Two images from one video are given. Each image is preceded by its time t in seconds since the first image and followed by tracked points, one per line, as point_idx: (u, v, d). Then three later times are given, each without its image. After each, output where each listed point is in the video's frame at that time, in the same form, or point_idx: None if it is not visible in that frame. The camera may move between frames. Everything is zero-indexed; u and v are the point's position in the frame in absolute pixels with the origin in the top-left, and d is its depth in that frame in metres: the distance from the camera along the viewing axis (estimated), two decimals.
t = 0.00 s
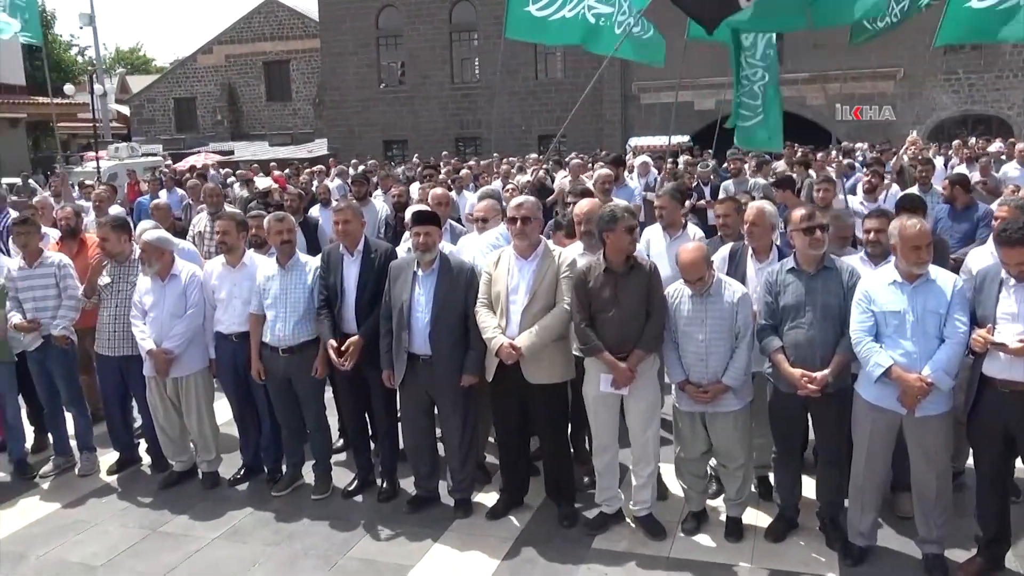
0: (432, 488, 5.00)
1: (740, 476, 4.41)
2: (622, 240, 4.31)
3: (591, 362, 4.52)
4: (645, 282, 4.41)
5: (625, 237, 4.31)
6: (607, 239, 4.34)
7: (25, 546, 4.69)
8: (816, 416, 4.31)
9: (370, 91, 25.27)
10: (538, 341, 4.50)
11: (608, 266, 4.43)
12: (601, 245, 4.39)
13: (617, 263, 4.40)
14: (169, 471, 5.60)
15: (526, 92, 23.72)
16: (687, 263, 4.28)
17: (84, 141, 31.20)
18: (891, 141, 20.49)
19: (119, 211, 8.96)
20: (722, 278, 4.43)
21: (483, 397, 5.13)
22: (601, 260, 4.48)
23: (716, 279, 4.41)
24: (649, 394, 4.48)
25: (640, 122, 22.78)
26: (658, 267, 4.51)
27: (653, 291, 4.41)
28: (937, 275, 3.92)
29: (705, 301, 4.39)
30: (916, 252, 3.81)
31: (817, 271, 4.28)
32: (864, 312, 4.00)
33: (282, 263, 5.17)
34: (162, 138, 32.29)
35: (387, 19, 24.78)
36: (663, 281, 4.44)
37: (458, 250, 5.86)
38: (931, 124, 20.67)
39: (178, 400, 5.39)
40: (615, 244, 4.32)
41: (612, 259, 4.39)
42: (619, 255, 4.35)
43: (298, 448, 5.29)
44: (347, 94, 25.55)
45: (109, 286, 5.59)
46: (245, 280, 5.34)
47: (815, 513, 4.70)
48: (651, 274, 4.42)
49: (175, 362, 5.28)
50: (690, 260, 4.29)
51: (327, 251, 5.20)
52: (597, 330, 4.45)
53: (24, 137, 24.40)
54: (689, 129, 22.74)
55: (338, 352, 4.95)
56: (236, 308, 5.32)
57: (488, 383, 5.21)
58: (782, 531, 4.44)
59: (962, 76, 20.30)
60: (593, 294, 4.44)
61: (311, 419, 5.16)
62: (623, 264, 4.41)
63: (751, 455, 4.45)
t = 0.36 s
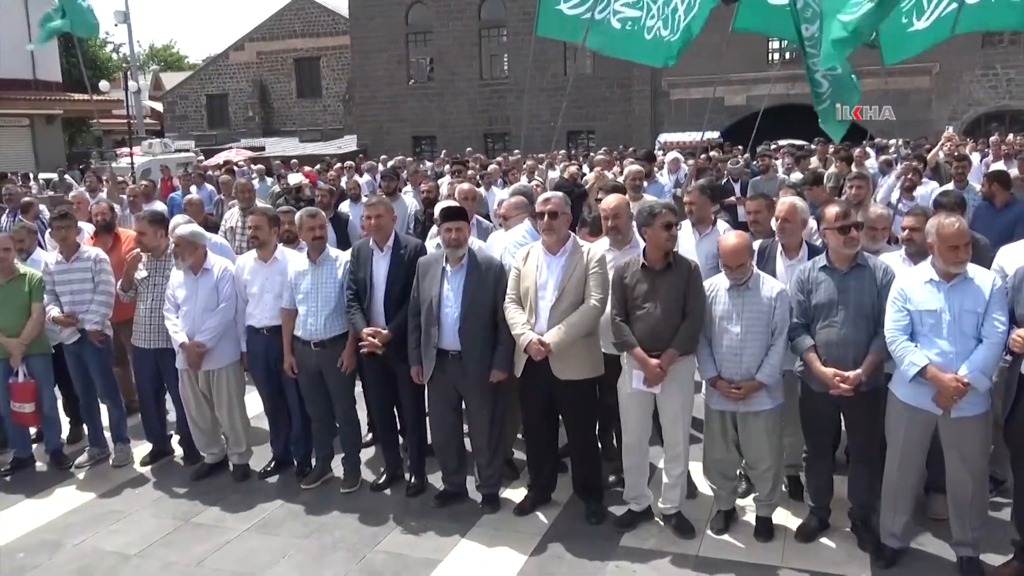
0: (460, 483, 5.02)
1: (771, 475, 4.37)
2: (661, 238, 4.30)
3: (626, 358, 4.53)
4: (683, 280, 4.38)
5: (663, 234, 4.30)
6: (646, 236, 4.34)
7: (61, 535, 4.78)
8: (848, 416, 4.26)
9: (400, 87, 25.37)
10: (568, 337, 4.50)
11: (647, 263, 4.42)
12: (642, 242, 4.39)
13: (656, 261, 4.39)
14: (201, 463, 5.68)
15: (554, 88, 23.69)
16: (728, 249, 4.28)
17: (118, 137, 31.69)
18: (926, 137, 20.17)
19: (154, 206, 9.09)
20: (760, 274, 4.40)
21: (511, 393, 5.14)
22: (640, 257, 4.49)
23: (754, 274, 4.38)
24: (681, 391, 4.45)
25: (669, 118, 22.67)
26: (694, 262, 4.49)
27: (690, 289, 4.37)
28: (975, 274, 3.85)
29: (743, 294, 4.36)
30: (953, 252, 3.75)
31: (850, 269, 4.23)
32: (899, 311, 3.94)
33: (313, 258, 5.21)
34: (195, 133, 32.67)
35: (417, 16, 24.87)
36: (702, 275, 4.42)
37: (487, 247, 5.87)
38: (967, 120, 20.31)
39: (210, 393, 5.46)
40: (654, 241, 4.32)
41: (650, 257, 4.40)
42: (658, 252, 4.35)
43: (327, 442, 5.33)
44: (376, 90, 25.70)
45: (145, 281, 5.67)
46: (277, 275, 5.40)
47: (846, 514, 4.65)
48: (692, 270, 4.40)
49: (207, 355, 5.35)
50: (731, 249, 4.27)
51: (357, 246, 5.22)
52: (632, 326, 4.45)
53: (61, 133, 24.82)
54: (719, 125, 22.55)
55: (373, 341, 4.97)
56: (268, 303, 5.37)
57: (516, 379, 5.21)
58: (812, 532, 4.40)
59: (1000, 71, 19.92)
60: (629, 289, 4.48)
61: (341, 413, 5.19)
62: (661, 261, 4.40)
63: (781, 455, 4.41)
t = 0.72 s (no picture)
0: (488, 477, 5.02)
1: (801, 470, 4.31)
2: (694, 233, 4.26)
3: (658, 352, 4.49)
4: (716, 274, 4.32)
5: (696, 229, 4.25)
6: (681, 232, 4.31)
7: (96, 525, 4.86)
8: (881, 411, 4.19)
9: (427, 81, 25.43)
10: (596, 331, 4.47)
11: (682, 258, 4.39)
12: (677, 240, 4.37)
13: (691, 257, 4.36)
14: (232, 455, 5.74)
15: (582, 81, 23.60)
16: (763, 239, 4.22)
17: (151, 133, 32.16)
18: (962, 127, 19.79)
19: (185, 201, 9.19)
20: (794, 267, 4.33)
21: (538, 387, 5.13)
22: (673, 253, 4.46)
23: (788, 266, 4.31)
24: (712, 386, 4.40)
25: (698, 110, 22.49)
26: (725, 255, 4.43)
27: (724, 284, 4.30)
28: (1013, 267, 3.77)
29: (775, 286, 4.30)
30: (991, 244, 3.67)
31: (883, 262, 4.15)
32: (935, 304, 3.86)
33: (342, 252, 5.24)
34: (225, 129, 33.00)
35: (444, 10, 24.88)
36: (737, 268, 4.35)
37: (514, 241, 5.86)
38: (1004, 110, 19.89)
39: (240, 385, 5.51)
40: (688, 237, 4.29)
41: (686, 253, 4.36)
42: (693, 247, 4.32)
43: (356, 435, 5.36)
44: (404, 85, 25.80)
45: (179, 275, 5.74)
46: (306, 268, 5.43)
47: (878, 509, 4.58)
48: (725, 266, 4.32)
49: (237, 349, 5.40)
50: (766, 242, 4.21)
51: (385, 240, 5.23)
52: (666, 322, 4.42)
53: (95, 129, 25.18)
54: (749, 116, 22.32)
55: (403, 337, 4.98)
56: (297, 297, 5.39)
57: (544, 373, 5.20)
58: (844, 528, 4.34)
59: None
60: (662, 284, 4.46)
61: (370, 406, 5.22)
62: (695, 257, 4.36)
63: (813, 450, 4.36)
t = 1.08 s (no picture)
0: (513, 471, 5.02)
1: (829, 467, 4.27)
2: (716, 227, 4.22)
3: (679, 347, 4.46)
4: (738, 269, 4.28)
5: (719, 223, 4.21)
6: (702, 225, 4.27)
7: (126, 516, 4.93)
8: (911, 408, 4.13)
9: (452, 76, 25.45)
10: (621, 326, 4.44)
11: (701, 252, 4.36)
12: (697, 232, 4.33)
13: (711, 250, 4.31)
14: (259, 447, 5.79)
15: (607, 75, 23.49)
16: (790, 234, 4.16)
17: (179, 129, 32.52)
18: (996, 121, 19.44)
19: (212, 196, 9.24)
20: (821, 261, 4.28)
21: (563, 382, 5.12)
22: (693, 246, 4.42)
23: (816, 262, 4.26)
24: (737, 381, 4.37)
25: (725, 103, 22.30)
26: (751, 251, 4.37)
27: (746, 279, 4.27)
28: None
29: (803, 282, 4.25)
30: None
31: (915, 257, 4.09)
32: (968, 300, 3.80)
33: (368, 247, 5.25)
34: (252, 124, 33.27)
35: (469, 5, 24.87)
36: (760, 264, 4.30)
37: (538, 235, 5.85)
38: None
39: (267, 379, 5.56)
40: (709, 230, 4.25)
41: (706, 246, 4.33)
42: (714, 241, 4.28)
43: (381, 429, 5.39)
44: (430, 79, 25.83)
45: (209, 268, 5.80)
46: (332, 262, 5.46)
47: (908, 508, 4.52)
48: (746, 261, 4.28)
49: (264, 342, 5.45)
50: (791, 237, 4.15)
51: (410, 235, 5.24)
52: (687, 316, 4.40)
53: (125, 125, 25.51)
54: (777, 110, 22.09)
55: (428, 331, 5.00)
56: (323, 290, 5.42)
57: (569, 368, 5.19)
58: (873, 527, 4.28)
59: None
60: (683, 279, 4.41)
61: (395, 400, 5.24)
62: (715, 251, 4.32)
63: (841, 447, 4.30)
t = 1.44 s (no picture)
0: (537, 468, 5.02)
1: (856, 469, 4.22)
2: (743, 223, 4.17)
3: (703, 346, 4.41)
4: (763, 267, 4.26)
5: (746, 219, 4.17)
6: (726, 220, 4.21)
7: (154, 508, 4.99)
8: (940, 409, 4.07)
9: (478, 73, 25.46)
10: (647, 325, 4.41)
11: (724, 248, 4.29)
12: (719, 224, 4.27)
13: (735, 248, 4.26)
14: (284, 441, 5.83)
15: (633, 71, 23.38)
16: (818, 230, 4.11)
17: (207, 125, 32.85)
18: None
19: (238, 192, 9.30)
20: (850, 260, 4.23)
21: (587, 380, 5.10)
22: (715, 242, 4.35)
23: (845, 260, 4.20)
24: (762, 381, 4.33)
25: (752, 100, 22.09)
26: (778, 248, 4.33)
27: (771, 277, 4.24)
28: None
29: (832, 280, 4.20)
30: None
31: (948, 257, 4.01)
32: (1001, 299, 3.73)
33: (394, 242, 5.27)
34: (279, 121, 33.52)
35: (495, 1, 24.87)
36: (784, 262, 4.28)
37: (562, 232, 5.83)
38: None
39: (293, 374, 5.60)
40: (734, 226, 4.19)
41: (728, 240, 4.26)
42: (737, 236, 4.21)
43: (405, 424, 5.41)
44: (455, 76, 25.84)
45: (235, 264, 5.84)
46: (357, 257, 5.47)
47: (937, 510, 4.46)
48: (769, 258, 4.27)
49: (290, 337, 5.48)
50: (819, 234, 4.10)
51: (434, 232, 5.24)
52: (711, 314, 4.34)
53: (154, 121, 25.79)
54: (805, 107, 21.87)
55: (453, 328, 5.00)
56: (348, 285, 5.44)
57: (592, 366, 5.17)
58: (901, 529, 4.22)
59: None
60: (706, 277, 4.33)
61: (418, 396, 5.26)
62: (739, 247, 4.27)
63: (868, 448, 4.25)
